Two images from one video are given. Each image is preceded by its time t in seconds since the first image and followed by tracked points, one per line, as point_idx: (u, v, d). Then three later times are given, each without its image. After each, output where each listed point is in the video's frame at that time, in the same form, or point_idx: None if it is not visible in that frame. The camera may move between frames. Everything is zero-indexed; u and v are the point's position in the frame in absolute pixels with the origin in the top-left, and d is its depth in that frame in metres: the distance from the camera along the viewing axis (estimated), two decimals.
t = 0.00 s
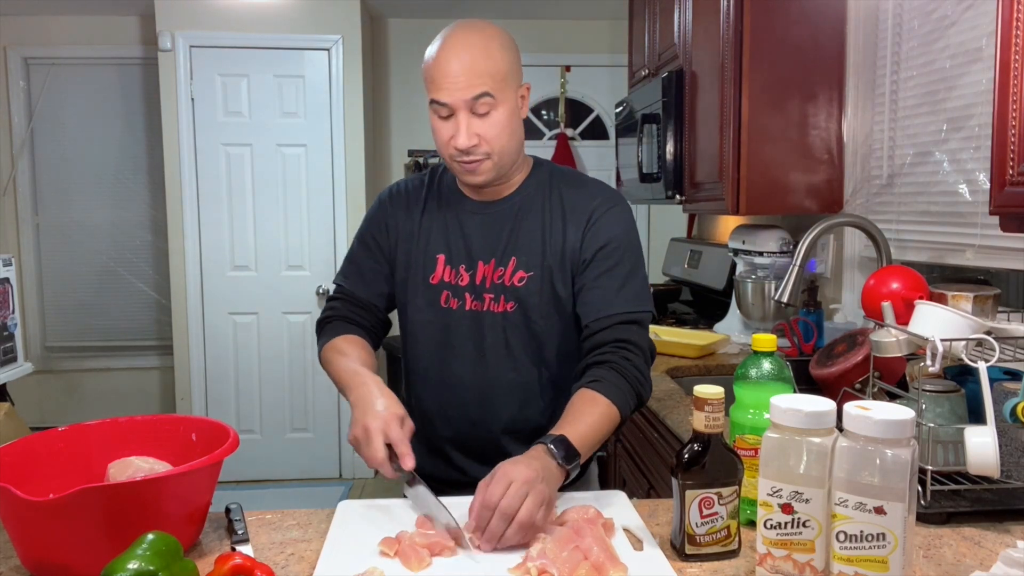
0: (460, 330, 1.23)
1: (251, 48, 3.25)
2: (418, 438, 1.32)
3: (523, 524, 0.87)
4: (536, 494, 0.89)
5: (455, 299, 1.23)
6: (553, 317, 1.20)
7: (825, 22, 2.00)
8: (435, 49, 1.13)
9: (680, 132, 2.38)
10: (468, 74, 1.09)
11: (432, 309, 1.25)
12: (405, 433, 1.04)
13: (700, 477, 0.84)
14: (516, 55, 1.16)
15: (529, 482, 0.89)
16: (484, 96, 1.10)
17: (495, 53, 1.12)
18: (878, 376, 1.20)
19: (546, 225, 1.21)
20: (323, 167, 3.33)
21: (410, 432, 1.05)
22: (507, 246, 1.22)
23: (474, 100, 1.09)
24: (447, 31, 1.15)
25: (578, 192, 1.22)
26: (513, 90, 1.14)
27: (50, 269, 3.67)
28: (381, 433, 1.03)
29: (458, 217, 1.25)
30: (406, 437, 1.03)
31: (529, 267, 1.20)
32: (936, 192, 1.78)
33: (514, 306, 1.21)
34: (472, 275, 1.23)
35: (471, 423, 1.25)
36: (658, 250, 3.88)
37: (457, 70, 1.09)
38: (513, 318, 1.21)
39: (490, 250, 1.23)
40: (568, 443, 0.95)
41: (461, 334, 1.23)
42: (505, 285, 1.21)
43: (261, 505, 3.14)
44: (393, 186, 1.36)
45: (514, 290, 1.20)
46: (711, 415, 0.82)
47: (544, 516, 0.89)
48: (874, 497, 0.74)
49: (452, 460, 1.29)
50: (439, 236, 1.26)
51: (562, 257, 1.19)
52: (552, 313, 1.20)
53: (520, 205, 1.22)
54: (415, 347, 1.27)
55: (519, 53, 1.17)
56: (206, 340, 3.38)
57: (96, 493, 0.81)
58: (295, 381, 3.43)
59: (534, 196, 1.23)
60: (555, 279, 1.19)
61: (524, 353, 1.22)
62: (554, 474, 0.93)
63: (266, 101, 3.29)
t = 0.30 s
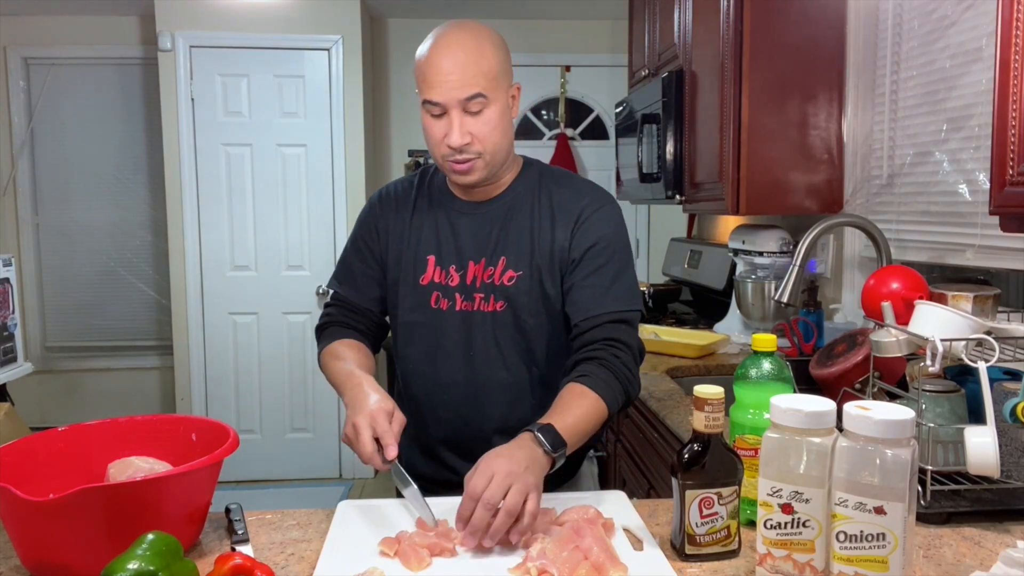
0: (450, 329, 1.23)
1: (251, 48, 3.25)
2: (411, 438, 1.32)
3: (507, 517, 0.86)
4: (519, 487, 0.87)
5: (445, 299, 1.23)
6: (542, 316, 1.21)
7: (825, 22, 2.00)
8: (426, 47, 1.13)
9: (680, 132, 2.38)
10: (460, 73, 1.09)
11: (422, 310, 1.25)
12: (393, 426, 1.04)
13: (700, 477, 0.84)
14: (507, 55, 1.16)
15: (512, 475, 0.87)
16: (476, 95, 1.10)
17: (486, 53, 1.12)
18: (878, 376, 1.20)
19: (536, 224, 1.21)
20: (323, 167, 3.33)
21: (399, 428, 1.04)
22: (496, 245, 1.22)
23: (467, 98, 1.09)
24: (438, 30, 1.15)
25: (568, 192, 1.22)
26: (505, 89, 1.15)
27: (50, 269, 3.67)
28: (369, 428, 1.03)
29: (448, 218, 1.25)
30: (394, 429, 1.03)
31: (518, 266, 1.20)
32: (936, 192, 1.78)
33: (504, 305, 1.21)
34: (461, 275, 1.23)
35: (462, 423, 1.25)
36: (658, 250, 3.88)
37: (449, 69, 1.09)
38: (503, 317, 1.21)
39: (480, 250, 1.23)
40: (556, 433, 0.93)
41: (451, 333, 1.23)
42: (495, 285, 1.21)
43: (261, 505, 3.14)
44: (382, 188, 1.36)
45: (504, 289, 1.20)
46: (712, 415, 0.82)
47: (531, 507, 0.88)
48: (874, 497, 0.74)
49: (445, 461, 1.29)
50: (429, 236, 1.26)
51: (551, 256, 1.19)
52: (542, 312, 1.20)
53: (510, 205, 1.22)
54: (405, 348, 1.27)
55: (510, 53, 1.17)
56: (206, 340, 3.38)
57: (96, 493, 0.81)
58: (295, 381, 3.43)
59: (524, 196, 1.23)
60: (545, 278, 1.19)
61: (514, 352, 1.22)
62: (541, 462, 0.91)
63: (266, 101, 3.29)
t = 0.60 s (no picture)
0: (446, 329, 1.23)
1: (251, 48, 3.25)
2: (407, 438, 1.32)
3: (482, 527, 0.86)
4: (498, 499, 0.87)
5: (441, 299, 1.23)
6: (538, 314, 1.21)
7: (825, 22, 2.00)
8: (419, 46, 1.13)
9: (680, 132, 2.38)
10: (452, 71, 1.09)
11: (418, 309, 1.25)
12: (396, 433, 1.03)
13: (700, 477, 0.84)
14: (500, 54, 1.16)
15: (492, 486, 0.88)
16: (467, 93, 1.10)
17: (478, 51, 1.12)
18: (878, 376, 1.20)
19: (530, 223, 1.21)
20: (323, 167, 3.33)
21: (402, 435, 1.04)
22: (491, 244, 1.22)
23: (458, 96, 1.09)
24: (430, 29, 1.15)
25: (563, 190, 1.22)
26: (498, 88, 1.14)
27: (51, 269, 3.67)
28: (371, 434, 1.02)
29: (443, 217, 1.25)
30: (397, 437, 1.03)
31: (513, 265, 1.20)
32: (936, 192, 1.78)
33: (499, 304, 1.21)
34: (457, 274, 1.23)
35: (459, 422, 1.25)
36: (658, 250, 3.88)
37: (441, 68, 1.09)
38: (499, 315, 1.21)
39: (475, 249, 1.23)
40: (539, 446, 0.93)
41: (447, 333, 1.23)
42: (490, 283, 1.21)
43: (260, 505, 3.14)
44: (377, 188, 1.36)
45: (499, 288, 1.20)
46: (712, 415, 0.82)
47: (507, 521, 0.88)
48: (874, 497, 0.74)
49: (442, 460, 1.29)
50: (424, 236, 1.26)
51: (545, 254, 1.19)
52: (537, 310, 1.20)
53: (505, 203, 1.23)
54: (402, 349, 1.27)
55: (502, 51, 1.17)
56: (206, 340, 3.38)
57: (95, 493, 0.81)
58: (295, 381, 3.43)
59: (519, 194, 1.23)
60: (539, 277, 1.19)
61: (511, 351, 1.22)
62: (524, 477, 0.91)
63: (266, 101, 3.29)
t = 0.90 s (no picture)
0: (440, 327, 1.23)
1: (251, 48, 3.25)
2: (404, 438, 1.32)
3: (472, 528, 0.87)
4: (488, 499, 0.88)
5: (435, 297, 1.23)
6: (532, 312, 1.20)
7: (825, 22, 2.00)
8: (412, 47, 1.13)
9: (680, 132, 2.38)
10: (445, 73, 1.09)
11: (413, 307, 1.25)
12: (409, 454, 1.03)
13: (700, 477, 0.84)
14: (494, 55, 1.16)
15: (483, 487, 0.89)
16: (460, 94, 1.09)
17: (472, 52, 1.12)
18: (878, 376, 1.20)
19: (524, 221, 1.21)
20: (323, 167, 3.33)
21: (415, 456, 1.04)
22: (485, 242, 1.22)
23: (452, 98, 1.09)
24: (424, 30, 1.15)
25: (557, 187, 1.22)
26: (493, 89, 1.14)
27: (50, 269, 3.67)
28: (384, 454, 1.02)
29: (439, 215, 1.25)
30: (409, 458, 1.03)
31: (507, 262, 1.20)
32: (936, 192, 1.78)
33: (493, 302, 1.21)
34: (451, 272, 1.23)
35: (455, 421, 1.25)
36: (658, 250, 3.88)
37: (433, 69, 1.09)
38: (493, 314, 1.21)
39: (470, 246, 1.23)
40: (530, 454, 0.95)
41: (442, 330, 1.23)
42: (484, 281, 1.21)
43: (260, 505, 3.14)
44: (375, 186, 1.36)
45: (493, 285, 1.20)
46: (712, 415, 0.82)
47: (498, 522, 0.88)
48: (874, 497, 0.74)
49: (440, 459, 1.29)
50: (419, 233, 1.26)
51: (538, 251, 1.19)
52: (532, 308, 1.20)
53: (500, 201, 1.23)
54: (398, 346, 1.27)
55: (496, 52, 1.17)
56: (206, 340, 3.38)
57: (95, 493, 0.81)
58: (295, 381, 3.43)
59: (514, 192, 1.23)
60: (533, 275, 1.19)
61: (506, 349, 1.22)
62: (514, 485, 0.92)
63: (266, 100, 3.29)
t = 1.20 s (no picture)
0: (438, 327, 1.23)
1: (251, 48, 3.25)
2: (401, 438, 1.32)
3: (484, 508, 0.88)
4: (491, 474, 0.89)
5: (432, 297, 1.23)
6: (531, 312, 1.20)
7: (825, 22, 2.00)
8: (406, 48, 1.13)
9: (680, 132, 2.38)
10: (439, 74, 1.09)
11: (410, 307, 1.25)
12: (402, 451, 1.02)
13: (700, 477, 0.84)
14: (489, 55, 1.16)
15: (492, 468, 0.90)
16: (455, 96, 1.09)
17: (466, 53, 1.12)
18: (878, 376, 1.20)
19: (523, 221, 1.21)
20: (323, 167, 3.33)
21: (407, 453, 1.03)
22: (483, 242, 1.22)
23: (446, 99, 1.09)
24: (417, 30, 1.15)
25: (556, 187, 1.22)
26: (488, 89, 1.14)
27: (51, 269, 3.67)
28: (376, 454, 1.01)
29: (436, 215, 1.25)
30: (402, 456, 1.02)
31: (506, 263, 1.20)
32: (936, 192, 1.78)
33: (491, 302, 1.21)
34: (448, 272, 1.23)
35: (451, 421, 1.25)
36: (658, 250, 3.88)
37: (428, 70, 1.09)
38: (491, 314, 1.21)
39: (467, 246, 1.23)
40: (545, 437, 0.95)
41: (439, 331, 1.23)
42: (482, 282, 1.21)
43: (260, 505, 3.13)
44: (370, 186, 1.36)
45: (491, 286, 1.20)
46: (712, 415, 0.81)
47: (511, 502, 0.89)
48: (874, 497, 0.74)
49: (436, 460, 1.29)
50: (416, 233, 1.26)
51: (540, 252, 1.19)
52: (530, 308, 1.20)
53: (498, 201, 1.22)
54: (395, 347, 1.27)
55: (491, 51, 1.17)
56: (206, 340, 3.38)
57: (95, 493, 0.81)
58: (295, 382, 3.43)
59: (511, 191, 1.23)
60: (533, 275, 1.19)
61: (503, 349, 1.22)
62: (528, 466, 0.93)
63: (266, 101, 3.29)
